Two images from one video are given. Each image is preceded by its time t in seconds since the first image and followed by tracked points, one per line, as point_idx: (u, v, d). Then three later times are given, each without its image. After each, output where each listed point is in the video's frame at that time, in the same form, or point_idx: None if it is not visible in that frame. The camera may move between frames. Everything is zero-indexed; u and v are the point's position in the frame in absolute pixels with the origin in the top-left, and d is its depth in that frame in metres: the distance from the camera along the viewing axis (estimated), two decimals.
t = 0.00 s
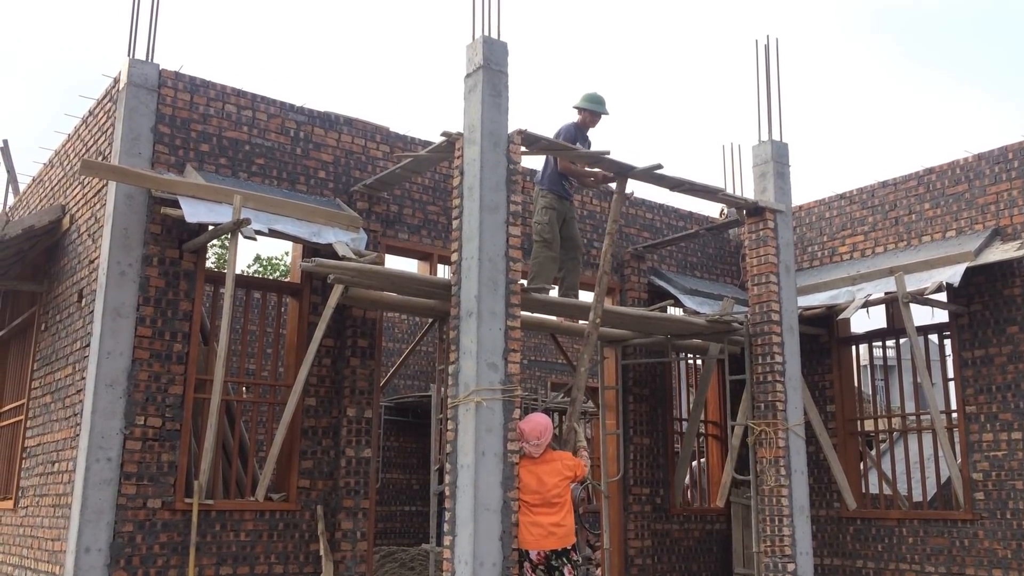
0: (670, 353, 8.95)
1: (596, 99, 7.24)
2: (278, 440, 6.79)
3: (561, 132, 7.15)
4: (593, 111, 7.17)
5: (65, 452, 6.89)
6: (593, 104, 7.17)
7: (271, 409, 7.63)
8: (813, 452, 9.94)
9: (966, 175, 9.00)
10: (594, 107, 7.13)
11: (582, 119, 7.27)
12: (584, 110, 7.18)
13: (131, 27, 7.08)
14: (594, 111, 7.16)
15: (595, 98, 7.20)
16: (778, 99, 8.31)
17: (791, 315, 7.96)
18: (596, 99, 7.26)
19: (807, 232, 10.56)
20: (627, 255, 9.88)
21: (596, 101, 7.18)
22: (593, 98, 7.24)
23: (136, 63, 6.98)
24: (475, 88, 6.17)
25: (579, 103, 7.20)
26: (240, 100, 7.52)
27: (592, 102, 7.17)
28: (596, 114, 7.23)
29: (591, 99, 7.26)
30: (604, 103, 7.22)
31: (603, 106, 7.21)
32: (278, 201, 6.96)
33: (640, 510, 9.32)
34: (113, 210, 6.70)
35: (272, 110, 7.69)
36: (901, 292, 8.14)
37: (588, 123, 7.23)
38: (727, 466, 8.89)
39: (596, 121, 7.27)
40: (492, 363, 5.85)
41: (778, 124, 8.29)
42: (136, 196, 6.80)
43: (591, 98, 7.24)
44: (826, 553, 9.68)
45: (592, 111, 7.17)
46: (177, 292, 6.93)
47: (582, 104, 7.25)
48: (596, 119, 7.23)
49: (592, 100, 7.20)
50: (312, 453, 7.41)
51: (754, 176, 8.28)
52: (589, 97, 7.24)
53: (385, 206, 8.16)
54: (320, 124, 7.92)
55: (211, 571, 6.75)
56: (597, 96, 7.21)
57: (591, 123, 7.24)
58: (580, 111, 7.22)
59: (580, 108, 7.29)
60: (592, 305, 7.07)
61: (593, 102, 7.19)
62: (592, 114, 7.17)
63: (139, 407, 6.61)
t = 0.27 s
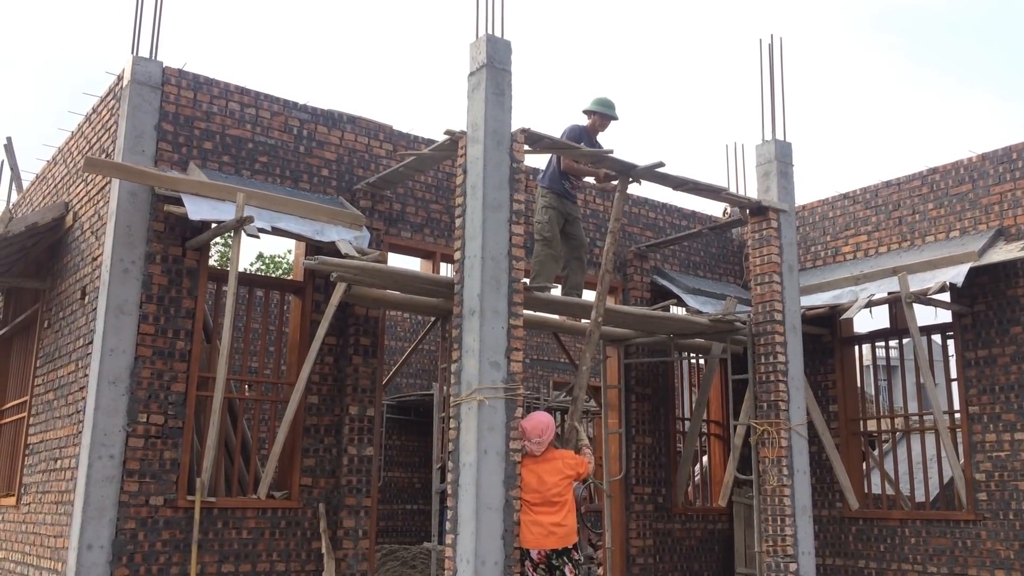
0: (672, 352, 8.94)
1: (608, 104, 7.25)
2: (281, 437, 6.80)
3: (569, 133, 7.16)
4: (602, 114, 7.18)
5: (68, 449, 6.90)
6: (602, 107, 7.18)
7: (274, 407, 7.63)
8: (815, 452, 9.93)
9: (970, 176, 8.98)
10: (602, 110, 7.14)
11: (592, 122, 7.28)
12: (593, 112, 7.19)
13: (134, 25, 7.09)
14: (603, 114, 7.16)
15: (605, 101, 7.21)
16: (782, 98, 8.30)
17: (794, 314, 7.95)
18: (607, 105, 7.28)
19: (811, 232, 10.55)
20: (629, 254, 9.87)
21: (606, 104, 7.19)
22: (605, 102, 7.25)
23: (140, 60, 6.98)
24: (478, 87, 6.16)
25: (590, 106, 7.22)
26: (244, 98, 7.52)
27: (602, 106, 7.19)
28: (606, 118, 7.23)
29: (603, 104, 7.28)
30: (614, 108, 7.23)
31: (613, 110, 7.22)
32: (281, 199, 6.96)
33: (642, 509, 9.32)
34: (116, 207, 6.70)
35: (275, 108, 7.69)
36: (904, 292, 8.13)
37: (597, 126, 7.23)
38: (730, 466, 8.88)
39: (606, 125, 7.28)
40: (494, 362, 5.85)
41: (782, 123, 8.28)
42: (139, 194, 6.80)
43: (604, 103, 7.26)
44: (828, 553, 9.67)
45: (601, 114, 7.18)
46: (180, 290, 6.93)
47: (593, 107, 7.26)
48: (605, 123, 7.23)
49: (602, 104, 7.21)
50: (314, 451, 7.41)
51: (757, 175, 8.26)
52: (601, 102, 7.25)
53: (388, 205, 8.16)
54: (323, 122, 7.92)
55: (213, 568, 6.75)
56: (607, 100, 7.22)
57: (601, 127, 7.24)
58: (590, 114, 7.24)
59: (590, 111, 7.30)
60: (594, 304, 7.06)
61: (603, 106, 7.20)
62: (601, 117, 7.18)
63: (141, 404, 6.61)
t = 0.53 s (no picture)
0: (674, 353, 8.93)
1: (615, 109, 7.24)
2: (282, 438, 6.80)
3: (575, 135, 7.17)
4: (609, 118, 7.17)
5: (70, 448, 6.91)
6: (609, 111, 7.17)
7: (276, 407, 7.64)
8: (817, 453, 9.92)
9: (972, 177, 8.97)
10: (609, 114, 7.14)
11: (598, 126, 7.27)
12: (599, 116, 7.19)
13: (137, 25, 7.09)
14: (609, 118, 7.16)
15: (613, 106, 7.20)
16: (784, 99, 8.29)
17: (796, 315, 7.95)
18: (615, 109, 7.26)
19: (813, 233, 10.54)
20: (631, 254, 9.87)
21: (613, 109, 7.18)
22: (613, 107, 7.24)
23: (143, 60, 6.98)
24: (481, 87, 6.17)
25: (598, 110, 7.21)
26: (246, 98, 7.53)
27: (609, 110, 7.18)
28: (612, 122, 7.23)
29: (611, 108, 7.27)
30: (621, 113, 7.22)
31: (620, 114, 7.21)
32: (283, 199, 6.96)
33: (643, 510, 9.32)
34: (119, 207, 6.71)
35: (278, 108, 7.69)
36: (906, 293, 8.13)
37: (602, 130, 7.23)
38: (732, 467, 8.88)
39: (612, 129, 7.26)
40: (496, 362, 5.85)
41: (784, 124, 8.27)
42: (141, 194, 6.81)
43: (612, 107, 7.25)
44: (829, 555, 9.67)
45: (608, 118, 7.17)
46: (182, 290, 6.94)
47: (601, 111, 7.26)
48: (611, 128, 7.22)
49: (609, 108, 7.20)
50: (316, 451, 7.42)
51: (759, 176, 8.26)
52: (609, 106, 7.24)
53: (390, 205, 8.16)
54: (325, 122, 7.93)
55: (215, 568, 6.76)
56: (615, 105, 7.21)
57: (606, 131, 7.24)
58: (596, 117, 7.24)
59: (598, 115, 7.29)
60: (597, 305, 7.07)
61: (611, 110, 7.19)
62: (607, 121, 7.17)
63: (143, 404, 6.62)
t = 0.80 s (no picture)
0: (675, 350, 8.93)
1: (621, 111, 7.23)
2: (283, 435, 6.80)
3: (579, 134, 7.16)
4: (614, 120, 7.17)
5: (71, 445, 6.91)
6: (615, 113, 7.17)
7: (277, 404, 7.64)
8: (818, 451, 9.91)
9: (974, 174, 8.96)
10: (615, 116, 7.13)
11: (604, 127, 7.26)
12: (605, 117, 7.19)
13: (138, 21, 7.09)
14: (615, 120, 7.15)
15: (620, 109, 7.19)
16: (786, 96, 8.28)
17: (797, 313, 7.94)
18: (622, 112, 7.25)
19: (814, 231, 10.53)
20: (633, 252, 9.86)
21: (619, 111, 7.18)
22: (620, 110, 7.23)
23: (144, 57, 6.98)
24: (482, 84, 6.16)
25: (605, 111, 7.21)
26: (247, 95, 7.52)
27: (616, 112, 7.17)
28: (617, 124, 7.22)
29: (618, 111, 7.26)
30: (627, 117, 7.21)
31: (626, 118, 7.19)
32: (284, 196, 6.96)
33: (644, 507, 9.32)
34: (120, 204, 6.71)
35: (279, 105, 7.68)
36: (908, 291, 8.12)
37: (607, 131, 7.21)
38: (732, 465, 8.87)
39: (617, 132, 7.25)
40: (497, 359, 5.85)
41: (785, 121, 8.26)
42: (142, 190, 6.81)
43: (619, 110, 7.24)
44: (830, 552, 9.66)
45: (613, 120, 7.16)
46: (183, 287, 6.93)
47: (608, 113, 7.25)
48: (615, 130, 7.21)
49: (616, 110, 7.19)
50: (317, 448, 7.42)
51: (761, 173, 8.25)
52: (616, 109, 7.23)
53: (391, 202, 8.16)
54: (326, 119, 7.92)
55: (216, 565, 6.76)
56: (622, 108, 7.20)
57: (610, 133, 7.23)
58: (602, 117, 7.23)
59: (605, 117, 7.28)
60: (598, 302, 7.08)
61: (617, 112, 7.18)
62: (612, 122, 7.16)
63: (144, 400, 6.62)
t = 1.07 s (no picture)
0: (677, 347, 8.92)
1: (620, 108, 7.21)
2: (285, 431, 6.80)
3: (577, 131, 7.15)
4: (612, 117, 7.16)
5: (73, 442, 6.92)
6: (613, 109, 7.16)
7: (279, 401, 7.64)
8: (820, 448, 9.91)
9: (977, 171, 8.95)
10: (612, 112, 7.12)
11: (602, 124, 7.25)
12: (603, 114, 7.19)
13: (139, 18, 7.09)
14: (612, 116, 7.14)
15: (618, 105, 7.18)
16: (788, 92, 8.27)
17: (799, 310, 7.93)
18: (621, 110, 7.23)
19: (816, 227, 10.52)
20: (635, 249, 9.86)
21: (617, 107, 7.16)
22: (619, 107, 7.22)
23: (145, 54, 6.98)
24: (484, 80, 6.15)
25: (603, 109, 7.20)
26: (249, 92, 7.52)
27: (613, 108, 7.16)
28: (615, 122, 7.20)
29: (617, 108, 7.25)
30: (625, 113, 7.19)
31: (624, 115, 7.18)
32: (286, 193, 6.96)
33: (646, 504, 9.32)
34: (122, 201, 6.71)
35: (280, 102, 7.68)
36: (910, 287, 8.12)
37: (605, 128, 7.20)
38: (734, 462, 8.87)
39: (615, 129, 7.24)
40: (499, 356, 5.84)
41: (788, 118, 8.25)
42: (144, 187, 6.82)
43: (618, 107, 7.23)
44: (832, 549, 9.66)
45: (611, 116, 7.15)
46: (185, 284, 6.93)
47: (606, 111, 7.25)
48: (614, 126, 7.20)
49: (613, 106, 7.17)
50: (319, 445, 7.42)
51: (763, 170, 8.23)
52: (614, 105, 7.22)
53: (393, 199, 8.15)
54: (328, 116, 7.92)
55: (219, 562, 6.77)
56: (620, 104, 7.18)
57: (608, 130, 7.22)
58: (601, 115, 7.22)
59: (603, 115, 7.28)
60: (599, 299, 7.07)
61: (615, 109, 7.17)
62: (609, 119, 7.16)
63: (146, 397, 6.62)
